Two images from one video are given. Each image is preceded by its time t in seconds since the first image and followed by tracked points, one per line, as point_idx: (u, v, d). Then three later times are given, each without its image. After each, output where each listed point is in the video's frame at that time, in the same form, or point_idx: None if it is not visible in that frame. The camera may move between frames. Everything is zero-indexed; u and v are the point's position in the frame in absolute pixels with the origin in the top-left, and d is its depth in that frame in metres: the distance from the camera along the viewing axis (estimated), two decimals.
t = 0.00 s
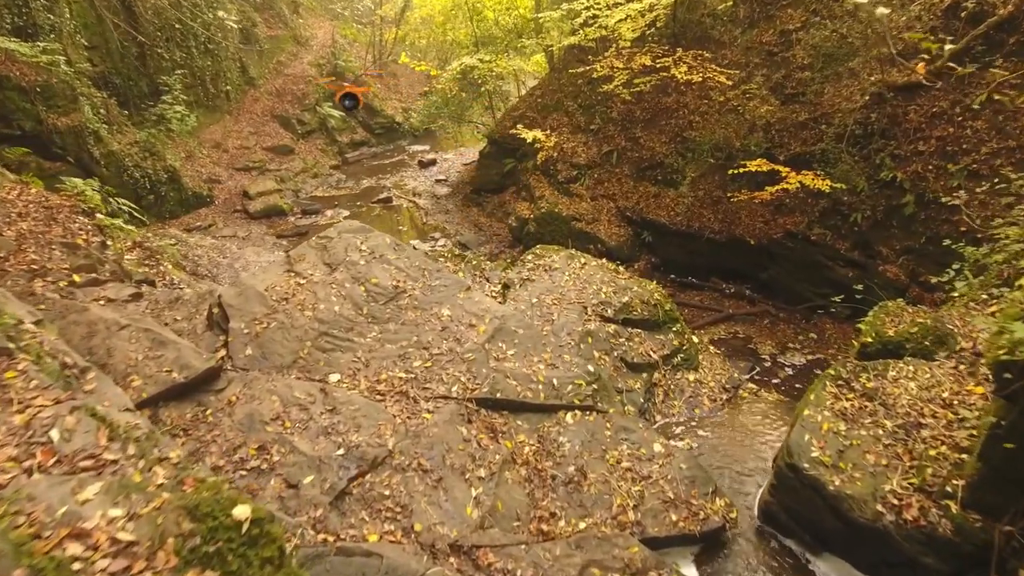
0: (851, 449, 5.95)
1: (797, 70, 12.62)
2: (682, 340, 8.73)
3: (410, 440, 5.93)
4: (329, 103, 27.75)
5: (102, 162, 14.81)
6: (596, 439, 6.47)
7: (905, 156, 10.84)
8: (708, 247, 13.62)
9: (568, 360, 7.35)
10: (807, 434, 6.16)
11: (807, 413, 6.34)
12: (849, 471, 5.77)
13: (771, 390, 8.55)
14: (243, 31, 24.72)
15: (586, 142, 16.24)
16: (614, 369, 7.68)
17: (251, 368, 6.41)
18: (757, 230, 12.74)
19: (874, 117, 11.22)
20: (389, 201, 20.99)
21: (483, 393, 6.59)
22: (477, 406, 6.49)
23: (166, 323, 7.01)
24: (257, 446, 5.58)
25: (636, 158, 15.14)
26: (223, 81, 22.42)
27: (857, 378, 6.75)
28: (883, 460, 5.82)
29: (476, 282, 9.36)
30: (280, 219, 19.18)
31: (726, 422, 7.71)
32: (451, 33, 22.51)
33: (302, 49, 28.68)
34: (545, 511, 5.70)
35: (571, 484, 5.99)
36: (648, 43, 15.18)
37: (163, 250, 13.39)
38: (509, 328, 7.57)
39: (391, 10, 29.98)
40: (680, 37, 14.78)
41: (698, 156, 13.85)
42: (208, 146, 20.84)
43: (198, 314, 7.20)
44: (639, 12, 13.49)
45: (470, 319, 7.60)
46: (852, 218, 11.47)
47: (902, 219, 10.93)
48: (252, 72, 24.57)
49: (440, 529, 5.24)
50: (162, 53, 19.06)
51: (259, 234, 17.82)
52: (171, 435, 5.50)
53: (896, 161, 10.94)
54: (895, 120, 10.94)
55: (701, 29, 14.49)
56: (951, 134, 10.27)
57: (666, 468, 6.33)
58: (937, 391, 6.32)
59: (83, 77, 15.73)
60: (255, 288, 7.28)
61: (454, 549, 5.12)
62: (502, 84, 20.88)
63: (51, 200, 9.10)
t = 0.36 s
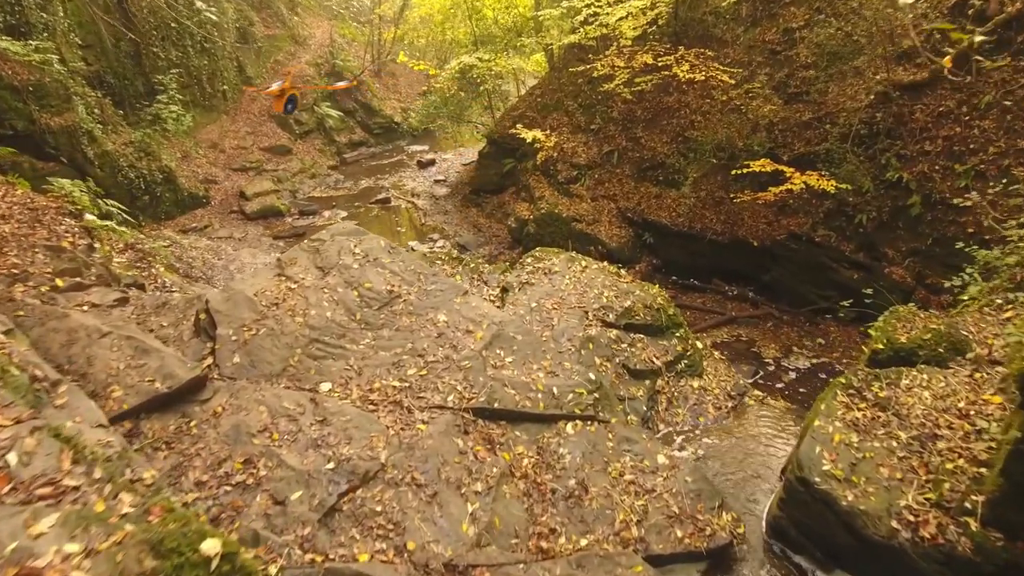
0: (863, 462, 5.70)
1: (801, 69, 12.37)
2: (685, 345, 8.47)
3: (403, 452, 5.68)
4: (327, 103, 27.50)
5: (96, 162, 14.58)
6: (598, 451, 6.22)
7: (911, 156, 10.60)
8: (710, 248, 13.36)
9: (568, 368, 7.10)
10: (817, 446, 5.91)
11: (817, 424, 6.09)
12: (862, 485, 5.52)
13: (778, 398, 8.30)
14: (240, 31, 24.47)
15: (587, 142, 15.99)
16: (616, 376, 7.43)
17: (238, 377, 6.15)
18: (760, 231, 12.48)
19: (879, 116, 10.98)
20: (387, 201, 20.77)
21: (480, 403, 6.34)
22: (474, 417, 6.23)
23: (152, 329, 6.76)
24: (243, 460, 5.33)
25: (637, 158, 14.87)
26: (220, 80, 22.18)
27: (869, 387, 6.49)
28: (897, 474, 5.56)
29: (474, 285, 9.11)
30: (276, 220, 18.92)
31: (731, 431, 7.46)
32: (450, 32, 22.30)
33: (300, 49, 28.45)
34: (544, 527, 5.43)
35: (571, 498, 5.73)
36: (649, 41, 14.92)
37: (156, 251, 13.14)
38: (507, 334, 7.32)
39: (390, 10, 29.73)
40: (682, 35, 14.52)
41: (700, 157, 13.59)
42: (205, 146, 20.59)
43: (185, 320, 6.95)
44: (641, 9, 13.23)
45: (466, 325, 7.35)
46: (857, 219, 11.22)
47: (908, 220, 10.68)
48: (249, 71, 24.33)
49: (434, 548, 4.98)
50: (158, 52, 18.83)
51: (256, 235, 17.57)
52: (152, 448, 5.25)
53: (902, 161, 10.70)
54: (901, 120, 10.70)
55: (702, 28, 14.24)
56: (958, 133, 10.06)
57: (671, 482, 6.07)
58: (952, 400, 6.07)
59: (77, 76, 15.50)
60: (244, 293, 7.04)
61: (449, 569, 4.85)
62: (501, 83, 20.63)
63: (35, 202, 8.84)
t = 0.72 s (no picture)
0: (879, 476, 5.43)
1: (805, 67, 12.10)
2: (689, 351, 8.20)
3: (397, 465, 5.41)
4: (325, 102, 27.22)
5: (89, 161, 14.33)
6: (600, 462, 5.95)
7: (918, 156, 10.34)
8: (713, 249, 13.10)
9: (569, 375, 6.84)
10: (830, 459, 5.64)
11: (829, 435, 5.82)
12: (878, 501, 5.25)
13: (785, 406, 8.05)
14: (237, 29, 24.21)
15: (587, 141, 15.73)
16: (618, 383, 7.17)
17: (224, 385, 5.89)
18: (763, 232, 12.21)
19: (886, 115, 10.71)
20: (385, 201, 20.53)
21: (477, 413, 6.07)
22: (471, 427, 5.97)
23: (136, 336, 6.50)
24: (227, 474, 5.07)
25: (638, 157, 14.61)
26: (216, 79, 21.91)
27: (883, 396, 6.22)
28: (915, 488, 5.29)
29: (471, 288, 8.85)
30: (273, 220, 18.62)
31: (736, 442, 7.19)
32: (449, 30, 22.02)
33: (298, 47, 28.18)
34: (545, 544, 5.16)
35: (573, 513, 5.46)
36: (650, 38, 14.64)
37: (149, 253, 12.87)
38: (505, 340, 7.06)
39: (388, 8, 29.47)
40: (684, 33, 14.25)
41: (702, 156, 13.32)
42: (201, 145, 20.33)
43: (171, 325, 6.69)
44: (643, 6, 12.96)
45: (463, 330, 7.09)
46: (863, 220, 10.95)
47: (915, 220, 10.42)
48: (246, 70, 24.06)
49: (428, 567, 4.70)
50: (153, 51, 18.57)
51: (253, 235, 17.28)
52: (132, 462, 4.99)
53: (909, 160, 10.43)
54: (907, 119, 10.44)
55: (704, 25, 13.97)
56: (966, 133, 9.83)
57: (676, 495, 5.78)
58: (970, 410, 5.80)
59: (71, 74, 15.25)
60: (232, 298, 6.77)
61: None
62: (500, 82, 20.36)
63: (19, 202, 8.58)
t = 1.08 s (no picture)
0: (896, 490, 5.15)
1: (809, 66, 11.83)
2: (694, 357, 7.93)
3: (390, 480, 5.13)
4: (323, 102, 26.95)
5: (83, 161, 14.08)
6: (603, 475, 5.69)
7: (926, 156, 10.05)
8: (715, 250, 12.83)
9: (570, 383, 6.58)
10: (845, 473, 5.36)
11: (844, 448, 5.54)
12: (898, 517, 4.96)
13: (794, 414, 7.80)
14: (234, 28, 23.94)
15: (588, 141, 15.46)
16: (621, 391, 6.91)
17: (211, 395, 5.63)
18: (767, 232, 11.93)
19: (892, 114, 10.43)
20: (383, 201, 20.29)
21: (475, 423, 5.81)
22: (468, 438, 5.71)
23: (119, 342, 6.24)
24: (211, 489, 4.81)
25: (640, 157, 14.35)
26: (213, 78, 21.60)
27: (900, 405, 5.95)
28: (936, 504, 5.00)
29: (469, 292, 8.59)
30: (270, 220, 18.31)
31: (744, 451, 6.92)
32: (448, 28, 21.78)
33: (296, 46, 27.92)
34: (546, 563, 4.88)
35: (575, 529, 5.19)
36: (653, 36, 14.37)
37: (142, 254, 12.60)
38: (505, 346, 6.79)
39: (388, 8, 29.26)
40: (686, 31, 13.96)
41: (706, 156, 13.05)
42: (198, 145, 20.06)
43: (156, 331, 6.43)
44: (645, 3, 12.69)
45: (460, 336, 6.83)
46: (869, 220, 10.67)
47: (922, 222, 10.13)
48: (244, 68, 23.79)
49: None
50: (149, 49, 18.31)
51: (249, 236, 16.98)
52: (110, 477, 4.73)
53: (917, 161, 10.15)
54: (915, 118, 10.16)
55: (706, 23, 13.71)
56: (974, 132, 9.56)
57: (684, 510, 5.51)
58: (991, 421, 5.54)
59: (65, 73, 15.01)
60: (220, 302, 6.51)
61: None
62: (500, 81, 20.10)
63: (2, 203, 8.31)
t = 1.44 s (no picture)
0: (917, 506, 4.87)
1: (815, 64, 11.54)
2: (701, 362, 7.66)
3: (384, 494, 4.85)
4: (322, 101, 26.66)
5: (77, 160, 13.80)
6: (608, 488, 5.42)
7: (934, 155, 9.74)
8: (719, 251, 12.53)
9: (573, 391, 6.32)
10: (862, 487, 5.09)
11: (861, 461, 5.28)
12: (920, 534, 4.67)
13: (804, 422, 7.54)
14: (232, 26, 23.67)
15: (589, 140, 15.19)
16: (625, 399, 6.64)
17: (196, 404, 5.37)
18: (772, 232, 11.62)
19: (900, 113, 10.12)
20: (382, 201, 20.00)
21: (473, 434, 5.54)
22: (466, 449, 5.44)
23: (102, 348, 5.97)
24: (194, 505, 4.53)
25: (642, 156, 14.09)
26: (210, 76, 21.28)
27: (920, 414, 5.68)
28: (960, 520, 4.71)
29: (468, 295, 8.33)
30: (268, 220, 17.99)
31: (754, 461, 6.66)
32: (447, 27, 21.52)
33: (294, 45, 27.64)
34: None
35: (579, 546, 4.90)
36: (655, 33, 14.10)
37: (134, 255, 12.30)
38: (504, 353, 6.53)
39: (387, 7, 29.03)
40: (690, 28, 13.68)
41: (709, 155, 12.76)
42: (194, 144, 19.78)
43: (141, 336, 6.16)
44: None
45: (458, 342, 6.56)
46: (877, 220, 10.38)
47: (930, 222, 9.82)
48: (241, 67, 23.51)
49: None
50: (145, 47, 18.03)
51: (246, 236, 16.68)
52: (86, 494, 4.44)
53: (924, 160, 9.84)
54: (922, 117, 9.85)
55: (709, 20, 13.45)
56: (983, 131, 9.23)
57: (693, 525, 5.23)
58: (1015, 432, 5.27)
59: (59, 70, 14.73)
60: (207, 306, 6.25)
61: None
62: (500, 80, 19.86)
63: None
